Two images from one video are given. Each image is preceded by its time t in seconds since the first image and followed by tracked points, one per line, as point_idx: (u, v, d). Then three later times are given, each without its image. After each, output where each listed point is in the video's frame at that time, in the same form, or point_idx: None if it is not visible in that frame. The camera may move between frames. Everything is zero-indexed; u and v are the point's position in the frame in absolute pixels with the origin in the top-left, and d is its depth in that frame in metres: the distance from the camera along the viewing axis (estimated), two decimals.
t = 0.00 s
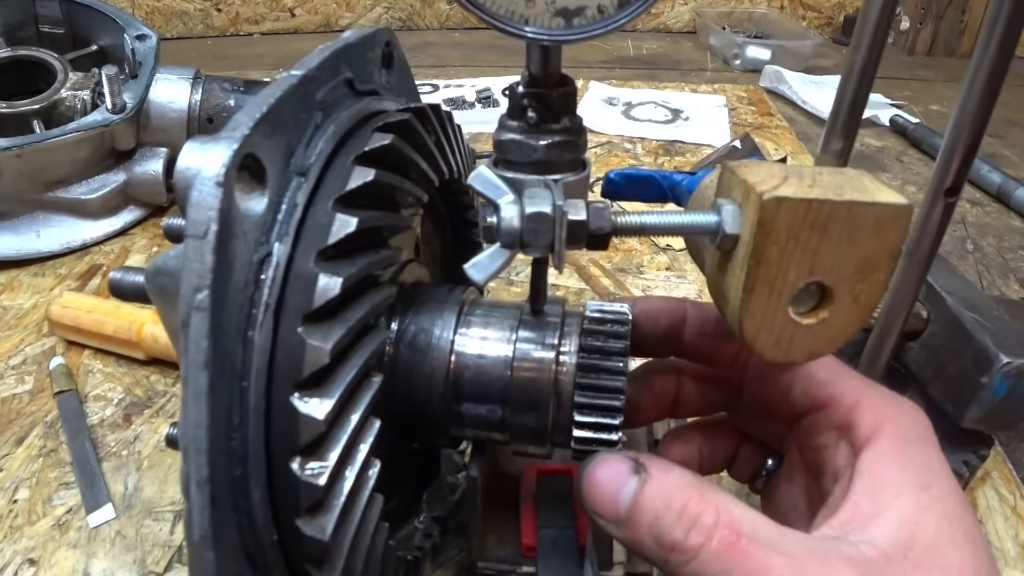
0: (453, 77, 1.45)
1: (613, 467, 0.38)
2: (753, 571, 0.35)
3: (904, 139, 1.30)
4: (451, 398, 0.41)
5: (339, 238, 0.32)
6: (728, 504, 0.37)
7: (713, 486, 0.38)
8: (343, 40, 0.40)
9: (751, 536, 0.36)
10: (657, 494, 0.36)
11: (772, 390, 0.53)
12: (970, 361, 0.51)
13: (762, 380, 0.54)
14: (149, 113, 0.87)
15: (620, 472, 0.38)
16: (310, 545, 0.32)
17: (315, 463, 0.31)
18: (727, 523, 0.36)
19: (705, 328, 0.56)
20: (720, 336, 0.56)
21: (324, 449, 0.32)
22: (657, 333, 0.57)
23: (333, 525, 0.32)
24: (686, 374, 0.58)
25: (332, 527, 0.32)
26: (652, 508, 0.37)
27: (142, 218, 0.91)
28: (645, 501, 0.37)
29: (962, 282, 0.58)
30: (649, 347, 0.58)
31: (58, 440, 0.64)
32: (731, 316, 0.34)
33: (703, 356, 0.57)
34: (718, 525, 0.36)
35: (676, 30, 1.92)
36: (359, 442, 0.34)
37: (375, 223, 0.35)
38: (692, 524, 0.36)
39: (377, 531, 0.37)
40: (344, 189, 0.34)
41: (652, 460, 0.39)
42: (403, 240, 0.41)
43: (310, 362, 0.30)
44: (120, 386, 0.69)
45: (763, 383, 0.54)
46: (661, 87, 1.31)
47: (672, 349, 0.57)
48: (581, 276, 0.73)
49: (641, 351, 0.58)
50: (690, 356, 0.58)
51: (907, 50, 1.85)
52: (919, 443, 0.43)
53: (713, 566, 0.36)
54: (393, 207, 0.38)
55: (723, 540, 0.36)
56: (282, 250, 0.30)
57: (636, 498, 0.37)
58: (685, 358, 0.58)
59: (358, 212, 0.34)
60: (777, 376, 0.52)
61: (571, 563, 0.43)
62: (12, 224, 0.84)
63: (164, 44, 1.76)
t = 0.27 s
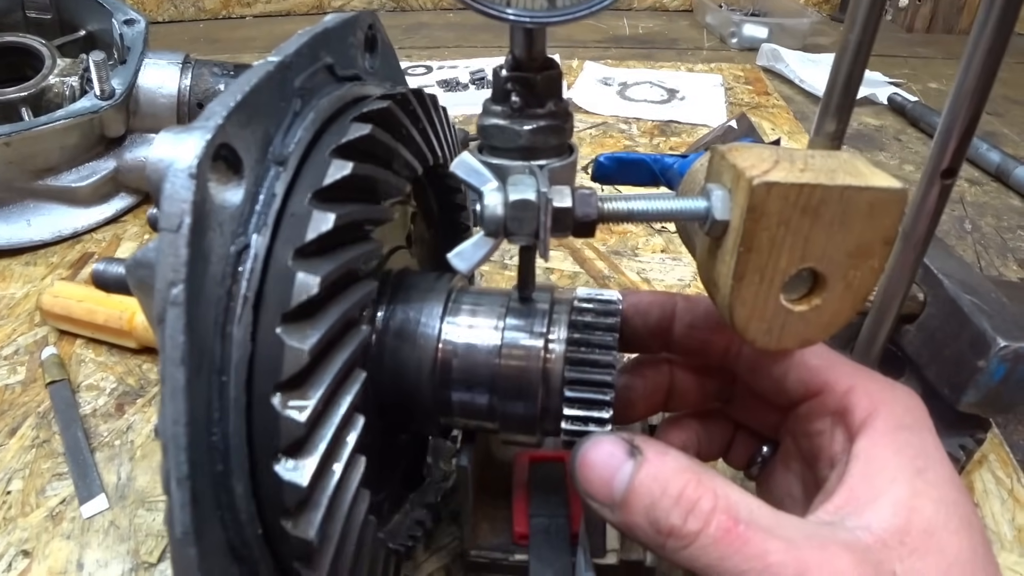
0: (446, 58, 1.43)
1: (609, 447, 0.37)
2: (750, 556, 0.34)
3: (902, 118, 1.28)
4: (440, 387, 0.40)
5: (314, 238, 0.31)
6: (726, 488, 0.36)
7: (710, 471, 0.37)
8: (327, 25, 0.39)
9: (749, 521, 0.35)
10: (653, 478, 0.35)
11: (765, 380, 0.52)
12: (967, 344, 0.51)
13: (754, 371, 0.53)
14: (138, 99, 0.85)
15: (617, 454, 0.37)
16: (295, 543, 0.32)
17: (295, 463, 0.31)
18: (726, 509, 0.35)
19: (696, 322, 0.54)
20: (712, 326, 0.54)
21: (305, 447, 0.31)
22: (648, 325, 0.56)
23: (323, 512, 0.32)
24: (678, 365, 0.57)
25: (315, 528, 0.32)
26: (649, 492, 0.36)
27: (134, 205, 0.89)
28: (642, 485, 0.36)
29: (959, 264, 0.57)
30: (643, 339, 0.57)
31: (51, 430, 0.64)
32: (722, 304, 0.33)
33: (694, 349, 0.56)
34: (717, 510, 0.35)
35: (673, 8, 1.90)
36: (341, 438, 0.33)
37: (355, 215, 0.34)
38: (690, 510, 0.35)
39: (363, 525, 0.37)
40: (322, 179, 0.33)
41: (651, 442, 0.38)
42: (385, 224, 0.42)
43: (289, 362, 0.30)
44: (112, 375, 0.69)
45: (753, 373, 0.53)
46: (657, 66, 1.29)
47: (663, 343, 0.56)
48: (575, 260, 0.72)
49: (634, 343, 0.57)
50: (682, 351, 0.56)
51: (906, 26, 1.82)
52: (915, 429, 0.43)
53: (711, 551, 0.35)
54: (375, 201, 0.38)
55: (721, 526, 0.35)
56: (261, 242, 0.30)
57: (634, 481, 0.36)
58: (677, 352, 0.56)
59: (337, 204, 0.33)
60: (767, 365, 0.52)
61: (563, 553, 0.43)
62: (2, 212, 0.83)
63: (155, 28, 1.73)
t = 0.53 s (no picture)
0: (445, 44, 1.42)
1: (616, 426, 0.37)
2: (759, 538, 0.35)
3: (904, 104, 1.28)
4: (445, 375, 0.40)
5: (317, 230, 0.31)
6: (734, 471, 0.36)
7: (715, 452, 0.37)
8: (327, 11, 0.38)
9: (757, 504, 0.35)
10: (662, 459, 0.35)
11: (769, 372, 0.52)
12: (970, 332, 0.51)
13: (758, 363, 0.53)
14: (137, 86, 0.84)
15: (625, 434, 0.36)
16: (301, 535, 0.32)
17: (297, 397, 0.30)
18: (734, 491, 0.35)
19: (697, 319, 0.54)
20: (715, 320, 0.53)
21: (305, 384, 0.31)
22: (651, 322, 0.55)
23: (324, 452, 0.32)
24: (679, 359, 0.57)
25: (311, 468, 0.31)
26: (658, 474, 0.35)
27: (133, 193, 0.89)
28: (651, 467, 0.35)
29: (963, 251, 0.57)
30: (647, 335, 0.56)
31: (53, 419, 0.64)
32: (728, 292, 0.33)
33: (695, 345, 0.55)
34: (725, 493, 0.35)
35: None
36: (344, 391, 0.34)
37: (358, 208, 0.34)
38: (699, 492, 0.34)
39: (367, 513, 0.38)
40: (324, 172, 0.32)
41: (657, 422, 0.38)
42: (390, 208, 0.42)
43: (293, 358, 0.30)
44: (114, 364, 0.69)
45: (755, 365, 0.53)
46: (658, 52, 1.28)
47: (666, 340, 0.55)
48: (577, 247, 0.72)
49: (636, 340, 0.56)
50: (684, 346, 0.56)
51: (908, 12, 1.81)
52: (918, 415, 0.43)
53: (719, 533, 0.35)
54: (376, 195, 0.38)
55: (729, 508, 0.35)
56: (265, 232, 0.30)
57: (643, 463, 0.35)
58: (680, 347, 0.56)
59: (339, 197, 0.33)
60: (772, 357, 0.52)
61: (568, 540, 0.43)
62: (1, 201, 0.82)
63: (151, 14, 1.71)
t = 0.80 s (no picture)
0: (447, 35, 1.41)
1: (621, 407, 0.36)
2: (760, 524, 0.35)
3: (907, 98, 1.27)
4: (450, 366, 0.40)
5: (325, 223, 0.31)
6: (736, 458, 0.36)
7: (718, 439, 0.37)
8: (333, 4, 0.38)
9: (758, 491, 0.35)
10: (667, 443, 0.35)
11: (770, 368, 0.53)
12: (971, 327, 0.51)
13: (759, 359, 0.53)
14: (140, 76, 0.84)
15: (630, 417, 0.36)
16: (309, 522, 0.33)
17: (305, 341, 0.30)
18: (737, 478, 0.35)
19: (699, 317, 0.54)
20: (716, 318, 0.54)
21: (315, 328, 0.31)
22: (653, 321, 0.55)
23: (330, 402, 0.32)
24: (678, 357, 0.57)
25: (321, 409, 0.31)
26: (663, 459, 0.35)
27: (136, 183, 0.89)
28: (655, 452, 0.35)
29: (964, 246, 0.57)
30: (648, 334, 0.56)
31: (58, 409, 0.64)
32: (731, 284, 0.33)
33: (697, 342, 0.55)
34: (728, 480, 0.35)
35: None
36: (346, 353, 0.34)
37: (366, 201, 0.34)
38: (703, 479, 0.35)
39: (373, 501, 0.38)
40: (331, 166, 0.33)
41: (660, 405, 0.38)
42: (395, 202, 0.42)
43: (302, 350, 0.30)
44: (118, 354, 0.69)
45: (757, 360, 0.54)
46: (661, 44, 1.28)
47: (668, 339, 0.56)
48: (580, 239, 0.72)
49: (638, 340, 0.57)
50: (686, 344, 0.56)
51: (912, 5, 1.80)
52: (917, 407, 0.43)
53: (721, 519, 0.35)
54: (380, 193, 0.38)
55: (732, 494, 0.35)
56: (273, 223, 0.30)
57: (647, 448, 0.35)
58: (682, 345, 0.56)
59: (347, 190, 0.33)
60: (774, 352, 0.52)
61: (570, 530, 0.43)
62: (5, 191, 0.83)
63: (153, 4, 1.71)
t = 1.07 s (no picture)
0: (448, 33, 1.42)
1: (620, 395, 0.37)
2: (753, 512, 0.36)
3: (906, 98, 1.28)
4: (450, 362, 0.41)
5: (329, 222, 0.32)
6: (732, 448, 0.37)
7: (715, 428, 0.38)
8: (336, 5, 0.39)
9: (753, 480, 0.36)
10: (665, 429, 0.36)
11: (763, 367, 0.54)
12: (965, 326, 0.52)
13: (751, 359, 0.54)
14: (142, 73, 0.85)
15: (628, 406, 0.37)
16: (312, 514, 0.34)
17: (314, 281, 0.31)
18: (732, 466, 0.36)
19: (694, 320, 0.55)
20: (709, 320, 0.55)
21: (325, 273, 0.32)
22: (649, 326, 0.56)
23: (334, 349, 0.32)
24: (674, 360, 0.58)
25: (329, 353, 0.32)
26: (661, 447, 0.36)
27: (139, 180, 0.90)
28: (653, 440, 0.36)
29: (959, 246, 0.58)
30: (643, 341, 0.57)
31: (62, 404, 0.65)
32: (726, 283, 0.34)
33: (692, 345, 0.56)
34: (724, 468, 0.36)
35: None
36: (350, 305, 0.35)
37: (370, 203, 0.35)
38: (699, 467, 0.35)
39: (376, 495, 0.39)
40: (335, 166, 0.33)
41: (660, 393, 0.38)
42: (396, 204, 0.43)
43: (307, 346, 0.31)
44: (122, 350, 0.70)
45: (750, 362, 0.55)
46: (661, 43, 1.29)
47: (663, 343, 0.57)
48: (578, 237, 0.73)
49: (634, 347, 0.57)
50: (681, 347, 0.57)
51: (912, 4, 1.81)
52: (907, 401, 0.44)
53: (716, 506, 0.36)
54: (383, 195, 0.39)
55: (727, 482, 0.36)
56: (278, 222, 0.31)
57: (645, 435, 0.36)
58: (678, 347, 0.57)
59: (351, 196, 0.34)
60: (767, 352, 0.53)
61: (568, 524, 0.44)
62: (9, 188, 0.83)
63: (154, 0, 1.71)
